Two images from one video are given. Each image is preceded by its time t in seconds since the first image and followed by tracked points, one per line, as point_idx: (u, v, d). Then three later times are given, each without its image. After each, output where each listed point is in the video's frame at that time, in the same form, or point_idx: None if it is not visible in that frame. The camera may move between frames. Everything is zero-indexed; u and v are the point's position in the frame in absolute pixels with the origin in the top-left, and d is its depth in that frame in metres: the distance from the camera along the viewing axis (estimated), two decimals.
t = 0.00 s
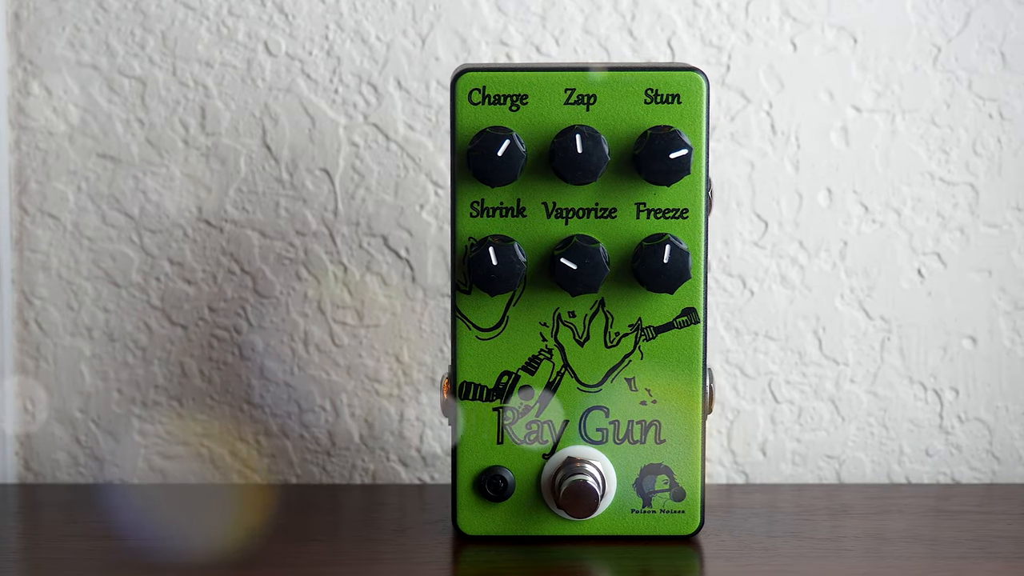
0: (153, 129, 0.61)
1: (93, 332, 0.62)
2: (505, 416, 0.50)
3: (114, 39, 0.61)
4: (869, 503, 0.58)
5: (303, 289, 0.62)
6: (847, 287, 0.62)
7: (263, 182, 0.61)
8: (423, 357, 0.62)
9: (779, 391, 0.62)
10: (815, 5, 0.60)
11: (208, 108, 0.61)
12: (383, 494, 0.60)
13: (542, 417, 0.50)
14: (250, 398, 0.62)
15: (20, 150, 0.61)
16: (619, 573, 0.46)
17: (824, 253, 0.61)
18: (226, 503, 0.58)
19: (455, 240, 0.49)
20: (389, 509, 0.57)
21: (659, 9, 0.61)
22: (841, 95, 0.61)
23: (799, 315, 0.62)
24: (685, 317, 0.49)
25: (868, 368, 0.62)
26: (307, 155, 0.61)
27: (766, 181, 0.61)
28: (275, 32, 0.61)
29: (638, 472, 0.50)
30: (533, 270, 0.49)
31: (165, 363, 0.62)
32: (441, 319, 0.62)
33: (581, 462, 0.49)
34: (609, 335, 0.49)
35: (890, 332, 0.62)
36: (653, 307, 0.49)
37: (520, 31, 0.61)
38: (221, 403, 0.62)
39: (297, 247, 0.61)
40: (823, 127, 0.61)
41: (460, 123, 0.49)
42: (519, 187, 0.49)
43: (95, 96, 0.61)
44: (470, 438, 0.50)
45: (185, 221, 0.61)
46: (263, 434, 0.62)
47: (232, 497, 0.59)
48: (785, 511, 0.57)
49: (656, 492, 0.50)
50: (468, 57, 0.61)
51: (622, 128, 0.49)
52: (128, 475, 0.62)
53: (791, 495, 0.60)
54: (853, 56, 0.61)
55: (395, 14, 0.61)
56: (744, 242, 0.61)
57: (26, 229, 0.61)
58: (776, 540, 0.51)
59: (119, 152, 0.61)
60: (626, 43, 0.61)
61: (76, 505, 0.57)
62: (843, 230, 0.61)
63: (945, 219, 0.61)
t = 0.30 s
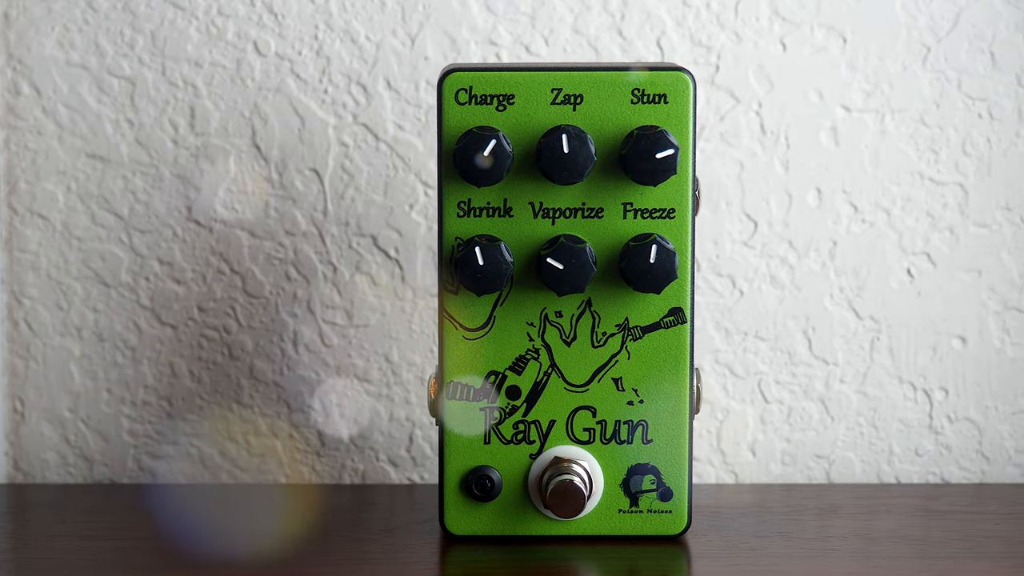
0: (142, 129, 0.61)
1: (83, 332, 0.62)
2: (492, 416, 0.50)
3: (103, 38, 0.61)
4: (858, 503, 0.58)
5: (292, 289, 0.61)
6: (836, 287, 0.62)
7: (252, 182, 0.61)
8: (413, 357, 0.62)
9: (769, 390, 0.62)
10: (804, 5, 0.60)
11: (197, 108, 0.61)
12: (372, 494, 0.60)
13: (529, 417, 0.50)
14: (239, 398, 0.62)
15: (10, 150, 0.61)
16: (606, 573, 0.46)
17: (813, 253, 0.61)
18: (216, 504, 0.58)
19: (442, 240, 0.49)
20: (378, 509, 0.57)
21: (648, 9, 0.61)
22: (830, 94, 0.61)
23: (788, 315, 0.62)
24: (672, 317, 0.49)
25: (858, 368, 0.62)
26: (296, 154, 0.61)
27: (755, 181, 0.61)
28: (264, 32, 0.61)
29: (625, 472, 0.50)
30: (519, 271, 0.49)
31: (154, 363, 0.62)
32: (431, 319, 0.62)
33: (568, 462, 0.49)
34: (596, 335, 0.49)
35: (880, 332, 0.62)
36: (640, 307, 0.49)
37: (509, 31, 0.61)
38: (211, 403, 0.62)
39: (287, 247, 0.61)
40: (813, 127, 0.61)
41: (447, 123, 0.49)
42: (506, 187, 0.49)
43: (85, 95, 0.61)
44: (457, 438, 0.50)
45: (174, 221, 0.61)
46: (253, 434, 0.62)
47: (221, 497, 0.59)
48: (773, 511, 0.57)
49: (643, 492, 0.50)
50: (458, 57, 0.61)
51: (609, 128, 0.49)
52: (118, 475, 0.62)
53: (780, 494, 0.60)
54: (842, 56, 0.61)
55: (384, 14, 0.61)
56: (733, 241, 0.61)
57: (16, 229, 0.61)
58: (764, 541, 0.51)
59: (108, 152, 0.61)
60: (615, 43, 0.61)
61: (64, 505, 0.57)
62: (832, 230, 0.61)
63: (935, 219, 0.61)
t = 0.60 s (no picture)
0: (132, 129, 0.61)
1: (73, 332, 0.62)
2: (480, 416, 0.50)
3: (93, 38, 0.61)
4: (848, 503, 0.58)
5: (282, 289, 0.61)
6: (826, 287, 0.62)
7: (242, 182, 0.61)
8: (403, 357, 0.62)
9: (759, 390, 0.62)
10: (794, 5, 0.60)
11: (187, 108, 0.61)
12: (362, 493, 0.60)
13: (516, 417, 0.50)
14: (229, 398, 0.62)
15: None
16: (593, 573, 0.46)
17: (803, 253, 0.61)
18: (207, 504, 0.58)
19: (430, 239, 0.49)
20: (368, 509, 0.57)
21: (638, 9, 0.60)
22: (820, 94, 0.61)
23: (778, 315, 0.62)
24: (659, 317, 0.49)
25: (848, 368, 0.62)
26: (286, 154, 0.61)
27: (745, 181, 0.61)
28: (254, 32, 0.61)
29: (613, 472, 0.50)
30: (507, 270, 0.49)
31: (144, 363, 0.62)
32: (421, 319, 0.62)
33: (556, 462, 0.49)
34: (583, 335, 0.49)
35: (870, 332, 0.62)
36: (628, 307, 0.49)
37: (499, 30, 0.61)
38: (201, 403, 0.62)
39: (277, 247, 0.61)
40: (803, 127, 0.61)
41: (434, 123, 0.49)
42: (493, 187, 0.49)
43: (75, 95, 0.61)
44: (444, 437, 0.50)
45: (164, 221, 0.61)
46: (243, 434, 0.62)
47: (211, 497, 0.59)
48: (763, 511, 0.57)
49: (631, 492, 0.50)
50: (447, 56, 0.61)
51: (596, 128, 0.49)
52: (108, 475, 0.62)
53: (770, 494, 0.60)
54: (832, 56, 0.61)
55: (374, 14, 0.61)
56: (723, 241, 0.61)
57: (5, 229, 0.61)
58: (752, 541, 0.51)
59: (98, 152, 0.61)
60: (605, 42, 0.61)
61: (52, 505, 0.57)
62: (823, 230, 0.61)
63: (925, 219, 0.61)
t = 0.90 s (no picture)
0: (123, 129, 0.61)
1: (63, 332, 0.62)
2: (468, 416, 0.50)
3: (83, 38, 0.61)
4: (839, 503, 0.58)
5: (272, 289, 0.61)
6: (817, 287, 0.62)
7: (232, 182, 0.61)
8: (393, 356, 0.62)
9: (749, 390, 0.62)
10: (784, 5, 0.60)
11: (177, 108, 0.61)
12: (353, 493, 0.60)
13: (505, 417, 0.50)
14: (220, 398, 0.62)
15: None
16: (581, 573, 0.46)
17: (794, 253, 0.61)
18: (197, 503, 0.58)
19: (418, 239, 0.49)
20: (358, 509, 0.57)
21: (629, 9, 0.60)
22: (810, 94, 0.61)
23: (769, 315, 0.62)
24: (648, 317, 0.49)
25: (838, 368, 0.62)
26: (276, 154, 0.61)
27: (735, 181, 0.61)
28: (244, 32, 0.61)
29: (602, 472, 0.50)
30: (495, 270, 0.49)
31: (135, 363, 0.62)
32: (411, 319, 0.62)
33: (544, 462, 0.49)
34: (571, 335, 0.49)
35: (860, 332, 0.62)
36: (616, 307, 0.49)
37: (489, 30, 0.61)
38: (191, 403, 0.62)
39: (267, 247, 0.61)
40: (793, 127, 0.61)
41: (422, 123, 0.49)
42: (481, 187, 0.49)
43: (65, 95, 0.61)
44: (433, 437, 0.50)
45: (155, 221, 0.61)
46: (233, 434, 0.62)
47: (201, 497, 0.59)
48: (753, 511, 0.57)
49: (619, 492, 0.50)
50: (438, 56, 0.61)
51: (584, 127, 0.49)
52: (98, 475, 0.62)
53: (760, 494, 0.60)
54: (823, 56, 0.61)
55: (364, 14, 0.61)
56: (714, 241, 0.61)
57: None
58: (741, 541, 0.51)
59: (89, 152, 0.61)
60: (595, 42, 0.61)
61: (43, 505, 0.57)
62: (813, 230, 0.61)
63: (915, 219, 0.61)
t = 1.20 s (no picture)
0: (114, 129, 0.61)
1: (54, 331, 0.62)
2: (457, 416, 0.50)
3: (74, 38, 0.61)
4: (829, 503, 0.58)
5: (264, 289, 0.61)
6: (808, 287, 0.62)
7: (223, 181, 0.61)
8: (384, 356, 0.62)
9: (740, 390, 0.62)
10: (776, 5, 0.60)
11: (168, 107, 0.61)
12: (344, 493, 0.60)
13: (493, 417, 0.50)
14: (210, 398, 0.62)
15: None
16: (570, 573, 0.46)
17: (785, 253, 0.61)
18: (188, 504, 0.58)
19: (407, 239, 0.49)
20: (349, 509, 0.57)
21: (620, 9, 0.60)
22: (802, 94, 0.61)
23: (760, 315, 0.62)
24: (636, 317, 0.49)
25: (830, 368, 0.62)
26: (267, 154, 0.61)
27: (726, 181, 0.61)
28: (235, 32, 0.61)
29: (591, 472, 0.50)
30: (484, 270, 0.49)
31: (126, 363, 0.62)
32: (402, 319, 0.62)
33: (533, 462, 0.49)
34: (560, 335, 0.49)
35: (852, 332, 0.62)
36: (605, 307, 0.49)
37: (480, 30, 0.61)
38: (183, 403, 0.62)
39: (258, 247, 0.61)
40: (785, 127, 0.61)
41: (411, 123, 0.49)
42: (470, 186, 0.49)
43: (56, 95, 0.61)
44: (422, 437, 0.50)
45: (146, 221, 0.61)
46: (224, 434, 0.62)
47: (192, 497, 0.59)
48: (743, 511, 0.56)
49: (608, 492, 0.50)
50: (429, 56, 0.61)
51: (573, 127, 0.49)
52: (89, 475, 0.62)
53: (751, 494, 0.60)
54: (814, 56, 0.61)
55: (356, 14, 0.61)
56: (705, 241, 0.61)
57: None
58: (730, 541, 0.51)
59: (80, 152, 0.61)
60: (586, 42, 0.61)
61: (33, 505, 0.57)
62: (804, 230, 0.61)
63: (907, 219, 0.61)
